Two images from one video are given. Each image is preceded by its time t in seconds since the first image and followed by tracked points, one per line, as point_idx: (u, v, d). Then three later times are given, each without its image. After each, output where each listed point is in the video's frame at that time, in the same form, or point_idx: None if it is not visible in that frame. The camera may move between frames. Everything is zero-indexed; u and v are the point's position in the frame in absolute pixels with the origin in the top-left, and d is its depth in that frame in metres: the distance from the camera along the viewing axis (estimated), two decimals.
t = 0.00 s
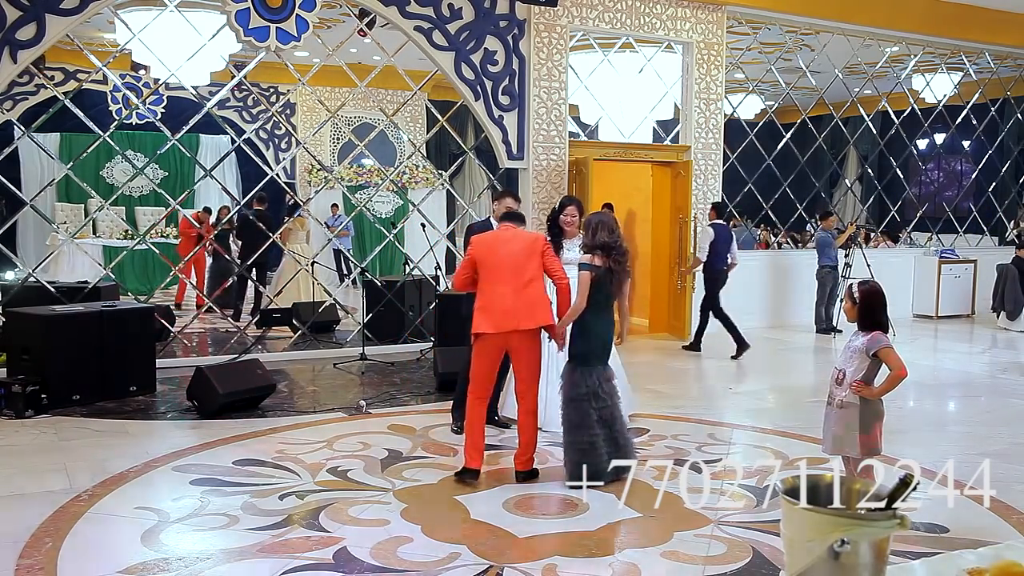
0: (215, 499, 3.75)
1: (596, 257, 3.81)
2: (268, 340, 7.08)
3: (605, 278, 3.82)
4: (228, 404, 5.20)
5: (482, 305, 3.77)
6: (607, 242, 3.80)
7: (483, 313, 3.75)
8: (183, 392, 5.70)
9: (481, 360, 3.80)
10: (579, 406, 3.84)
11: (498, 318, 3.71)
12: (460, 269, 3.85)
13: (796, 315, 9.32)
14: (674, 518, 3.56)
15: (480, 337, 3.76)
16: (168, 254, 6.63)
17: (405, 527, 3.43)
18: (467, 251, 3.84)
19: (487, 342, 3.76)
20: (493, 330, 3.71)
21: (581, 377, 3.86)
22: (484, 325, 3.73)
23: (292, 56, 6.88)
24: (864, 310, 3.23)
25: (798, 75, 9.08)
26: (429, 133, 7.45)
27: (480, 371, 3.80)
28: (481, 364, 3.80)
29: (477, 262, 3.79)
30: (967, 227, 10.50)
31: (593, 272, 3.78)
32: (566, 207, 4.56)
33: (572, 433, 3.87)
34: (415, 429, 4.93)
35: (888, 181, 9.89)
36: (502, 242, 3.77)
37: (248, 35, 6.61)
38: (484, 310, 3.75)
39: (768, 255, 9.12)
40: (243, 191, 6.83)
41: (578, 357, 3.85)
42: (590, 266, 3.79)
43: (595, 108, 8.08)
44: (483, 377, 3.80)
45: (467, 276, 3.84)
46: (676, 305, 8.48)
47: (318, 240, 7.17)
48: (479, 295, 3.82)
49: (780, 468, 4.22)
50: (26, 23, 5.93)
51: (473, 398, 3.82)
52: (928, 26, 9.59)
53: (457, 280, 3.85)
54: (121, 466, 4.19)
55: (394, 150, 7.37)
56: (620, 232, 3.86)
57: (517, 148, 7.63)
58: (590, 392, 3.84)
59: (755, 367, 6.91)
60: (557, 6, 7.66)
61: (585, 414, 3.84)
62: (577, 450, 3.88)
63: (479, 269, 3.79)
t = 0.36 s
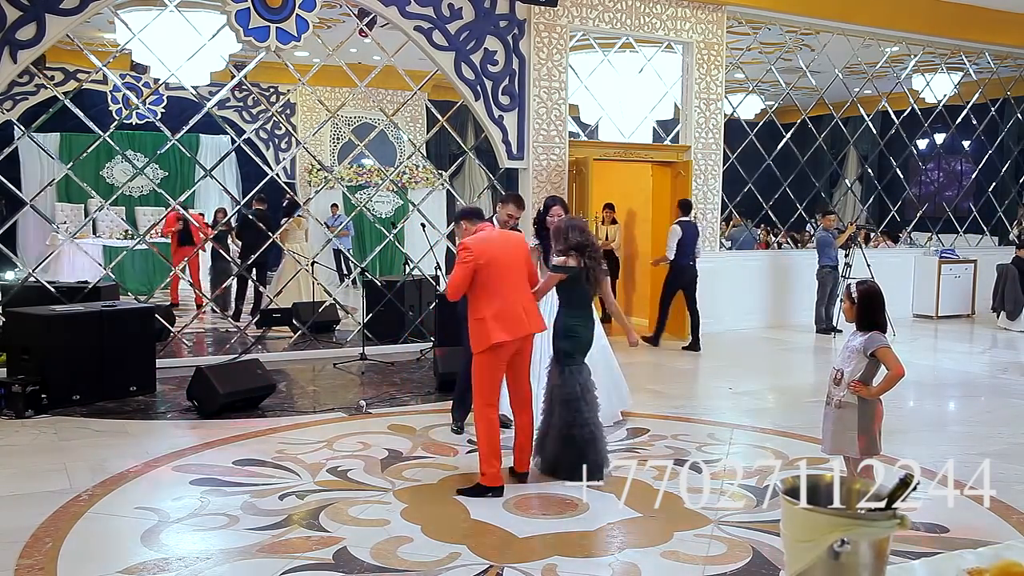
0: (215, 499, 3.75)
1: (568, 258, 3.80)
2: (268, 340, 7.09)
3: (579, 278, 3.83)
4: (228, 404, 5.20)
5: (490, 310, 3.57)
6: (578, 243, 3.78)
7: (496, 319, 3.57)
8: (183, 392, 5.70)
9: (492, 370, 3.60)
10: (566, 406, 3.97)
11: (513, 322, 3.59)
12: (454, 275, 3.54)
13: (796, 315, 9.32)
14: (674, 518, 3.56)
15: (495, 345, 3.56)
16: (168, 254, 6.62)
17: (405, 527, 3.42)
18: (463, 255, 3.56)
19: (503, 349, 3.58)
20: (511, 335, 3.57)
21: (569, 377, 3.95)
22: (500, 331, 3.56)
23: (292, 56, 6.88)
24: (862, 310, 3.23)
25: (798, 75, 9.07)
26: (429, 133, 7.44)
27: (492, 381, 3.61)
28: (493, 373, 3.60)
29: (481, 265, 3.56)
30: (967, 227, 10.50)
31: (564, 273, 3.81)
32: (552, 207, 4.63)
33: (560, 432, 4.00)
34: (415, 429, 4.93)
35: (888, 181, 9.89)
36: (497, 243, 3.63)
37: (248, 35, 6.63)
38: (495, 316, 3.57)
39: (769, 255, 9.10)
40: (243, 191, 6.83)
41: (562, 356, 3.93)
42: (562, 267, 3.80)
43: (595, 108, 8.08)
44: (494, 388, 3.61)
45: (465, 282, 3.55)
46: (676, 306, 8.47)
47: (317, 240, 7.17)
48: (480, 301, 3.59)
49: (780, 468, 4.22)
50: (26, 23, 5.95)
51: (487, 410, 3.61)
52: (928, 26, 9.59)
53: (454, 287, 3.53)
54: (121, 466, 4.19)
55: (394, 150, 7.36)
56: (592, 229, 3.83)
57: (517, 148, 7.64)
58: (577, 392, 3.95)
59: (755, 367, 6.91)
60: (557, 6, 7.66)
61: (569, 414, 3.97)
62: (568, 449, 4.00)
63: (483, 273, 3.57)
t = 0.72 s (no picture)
0: (215, 499, 3.75)
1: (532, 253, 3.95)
2: (268, 340, 7.08)
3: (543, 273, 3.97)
4: (228, 404, 5.21)
5: (498, 312, 3.57)
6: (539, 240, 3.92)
7: (504, 322, 3.57)
8: (183, 393, 5.70)
9: (496, 372, 3.60)
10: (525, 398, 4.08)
11: (516, 325, 3.63)
12: (472, 275, 3.47)
13: (795, 315, 9.31)
14: (674, 518, 3.56)
15: (501, 348, 3.57)
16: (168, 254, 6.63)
17: (405, 527, 3.42)
18: (482, 255, 3.49)
19: (507, 352, 3.60)
20: (515, 338, 3.61)
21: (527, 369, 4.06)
22: (507, 335, 3.58)
23: (292, 56, 6.88)
24: (861, 310, 3.24)
25: (799, 75, 9.07)
26: (429, 133, 7.43)
27: (495, 383, 3.61)
28: (496, 376, 3.61)
29: (496, 267, 3.52)
30: (967, 227, 10.51)
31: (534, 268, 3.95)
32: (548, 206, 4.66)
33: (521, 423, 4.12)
34: (414, 428, 4.93)
35: (888, 181, 9.89)
36: (508, 245, 3.60)
37: (248, 35, 6.66)
38: (502, 319, 3.58)
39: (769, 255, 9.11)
40: (243, 191, 6.83)
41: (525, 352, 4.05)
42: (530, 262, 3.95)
43: (595, 108, 8.08)
44: (495, 389, 3.62)
45: (480, 281, 3.49)
46: (675, 307, 8.42)
47: (317, 240, 7.17)
48: (489, 302, 3.56)
49: (780, 468, 4.23)
50: (26, 23, 5.97)
51: (488, 412, 3.62)
52: (928, 26, 9.59)
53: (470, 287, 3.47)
54: (121, 466, 4.19)
55: (394, 150, 7.36)
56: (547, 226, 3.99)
57: (517, 148, 7.65)
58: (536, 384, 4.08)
59: (755, 367, 6.91)
60: (557, 6, 7.67)
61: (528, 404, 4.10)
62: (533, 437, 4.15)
63: (496, 275, 3.54)
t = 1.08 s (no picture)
0: (215, 499, 3.75)
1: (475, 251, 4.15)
2: (268, 340, 7.08)
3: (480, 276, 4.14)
4: (228, 404, 5.20)
5: (512, 312, 3.58)
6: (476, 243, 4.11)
7: (516, 322, 3.58)
8: (183, 393, 5.69)
9: (502, 371, 3.60)
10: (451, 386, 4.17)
11: (527, 326, 3.64)
12: (489, 272, 3.49)
13: (796, 315, 9.31)
14: (674, 518, 3.56)
15: (511, 349, 3.58)
16: (168, 254, 6.63)
17: (406, 527, 3.42)
18: (501, 254, 3.51)
19: (516, 353, 3.60)
20: (525, 340, 3.62)
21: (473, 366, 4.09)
22: (519, 335, 3.59)
23: (293, 56, 6.90)
24: (862, 310, 3.24)
25: (799, 75, 9.06)
26: (430, 133, 7.43)
27: (500, 383, 3.61)
28: (502, 376, 3.60)
29: (514, 266, 3.54)
30: (967, 227, 10.51)
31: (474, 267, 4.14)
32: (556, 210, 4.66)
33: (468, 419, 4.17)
34: (415, 428, 4.92)
35: (888, 181, 9.88)
36: (525, 246, 3.63)
37: (248, 35, 6.65)
38: (515, 318, 3.59)
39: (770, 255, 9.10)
40: (243, 191, 6.83)
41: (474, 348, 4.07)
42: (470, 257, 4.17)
43: (595, 108, 8.08)
44: (500, 389, 3.63)
45: (497, 280, 3.50)
46: (676, 306, 8.43)
47: (317, 240, 7.16)
48: (504, 301, 3.57)
49: (780, 468, 4.22)
50: (27, 23, 5.96)
51: (492, 411, 3.62)
52: (928, 26, 9.59)
53: (486, 284, 3.48)
54: (121, 466, 4.19)
55: (394, 150, 7.36)
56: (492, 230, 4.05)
57: (517, 148, 7.65)
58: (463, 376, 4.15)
59: (756, 367, 6.91)
60: (557, 6, 7.66)
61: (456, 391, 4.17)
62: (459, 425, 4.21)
63: (513, 274, 3.56)
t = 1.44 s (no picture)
0: (215, 499, 3.75)
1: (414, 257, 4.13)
2: (269, 340, 7.09)
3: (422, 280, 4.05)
4: (229, 404, 5.20)
5: (506, 314, 3.59)
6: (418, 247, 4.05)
7: (511, 324, 3.60)
8: (184, 393, 5.69)
9: (501, 372, 3.61)
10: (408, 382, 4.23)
11: (526, 329, 3.64)
12: (476, 277, 3.51)
13: (796, 316, 9.31)
14: (674, 518, 3.56)
15: (507, 350, 3.59)
16: (169, 254, 6.64)
17: (406, 527, 3.42)
18: (488, 260, 3.50)
19: (515, 354, 3.61)
20: (523, 341, 3.62)
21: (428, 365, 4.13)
22: (516, 336, 3.60)
23: (294, 56, 6.91)
24: (863, 310, 3.24)
25: (799, 75, 9.05)
26: (430, 133, 7.42)
27: (500, 384, 3.62)
28: (503, 376, 3.62)
29: (504, 271, 3.54)
30: (968, 227, 10.51)
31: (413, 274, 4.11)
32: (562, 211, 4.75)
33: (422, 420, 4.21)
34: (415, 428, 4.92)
35: (889, 181, 9.88)
36: (518, 249, 3.60)
37: (249, 35, 6.64)
38: (509, 321, 3.60)
39: (770, 255, 9.10)
40: (244, 190, 6.83)
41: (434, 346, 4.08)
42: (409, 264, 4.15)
43: (596, 108, 8.08)
44: (501, 389, 3.63)
45: (486, 284, 3.52)
46: (676, 306, 8.44)
47: (317, 240, 7.16)
48: (497, 304, 3.59)
49: (780, 468, 4.22)
50: (27, 23, 5.96)
51: (495, 410, 3.64)
52: (929, 26, 9.58)
53: (474, 289, 3.51)
54: (122, 466, 4.19)
55: (395, 150, 7.35)
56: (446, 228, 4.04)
57: (518, 148, 7.65)
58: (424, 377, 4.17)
59: (757, 367, 6.91)
60: (558, 6, 7.66)
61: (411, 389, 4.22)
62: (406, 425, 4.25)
63: (504, 278, 3.57)
